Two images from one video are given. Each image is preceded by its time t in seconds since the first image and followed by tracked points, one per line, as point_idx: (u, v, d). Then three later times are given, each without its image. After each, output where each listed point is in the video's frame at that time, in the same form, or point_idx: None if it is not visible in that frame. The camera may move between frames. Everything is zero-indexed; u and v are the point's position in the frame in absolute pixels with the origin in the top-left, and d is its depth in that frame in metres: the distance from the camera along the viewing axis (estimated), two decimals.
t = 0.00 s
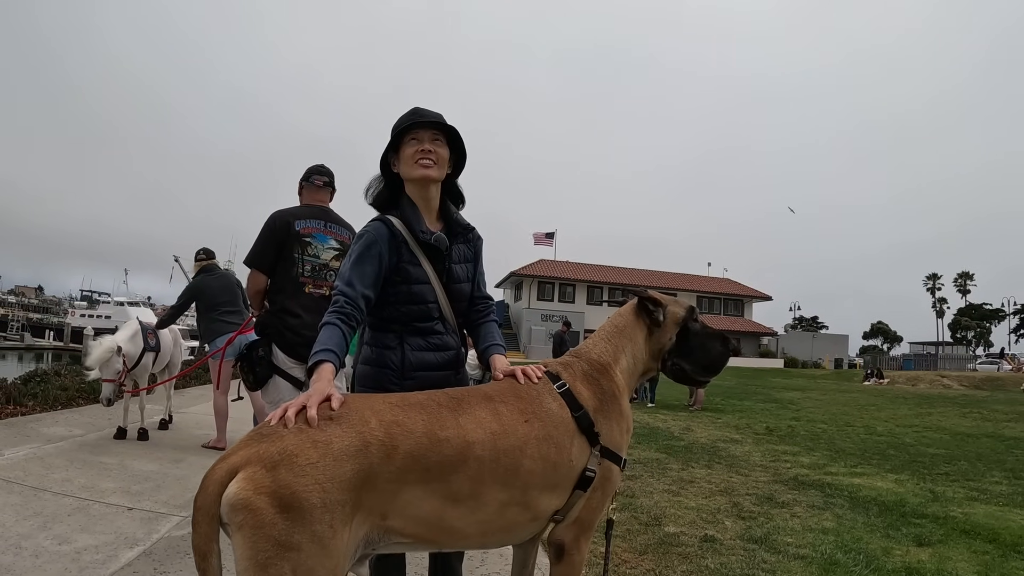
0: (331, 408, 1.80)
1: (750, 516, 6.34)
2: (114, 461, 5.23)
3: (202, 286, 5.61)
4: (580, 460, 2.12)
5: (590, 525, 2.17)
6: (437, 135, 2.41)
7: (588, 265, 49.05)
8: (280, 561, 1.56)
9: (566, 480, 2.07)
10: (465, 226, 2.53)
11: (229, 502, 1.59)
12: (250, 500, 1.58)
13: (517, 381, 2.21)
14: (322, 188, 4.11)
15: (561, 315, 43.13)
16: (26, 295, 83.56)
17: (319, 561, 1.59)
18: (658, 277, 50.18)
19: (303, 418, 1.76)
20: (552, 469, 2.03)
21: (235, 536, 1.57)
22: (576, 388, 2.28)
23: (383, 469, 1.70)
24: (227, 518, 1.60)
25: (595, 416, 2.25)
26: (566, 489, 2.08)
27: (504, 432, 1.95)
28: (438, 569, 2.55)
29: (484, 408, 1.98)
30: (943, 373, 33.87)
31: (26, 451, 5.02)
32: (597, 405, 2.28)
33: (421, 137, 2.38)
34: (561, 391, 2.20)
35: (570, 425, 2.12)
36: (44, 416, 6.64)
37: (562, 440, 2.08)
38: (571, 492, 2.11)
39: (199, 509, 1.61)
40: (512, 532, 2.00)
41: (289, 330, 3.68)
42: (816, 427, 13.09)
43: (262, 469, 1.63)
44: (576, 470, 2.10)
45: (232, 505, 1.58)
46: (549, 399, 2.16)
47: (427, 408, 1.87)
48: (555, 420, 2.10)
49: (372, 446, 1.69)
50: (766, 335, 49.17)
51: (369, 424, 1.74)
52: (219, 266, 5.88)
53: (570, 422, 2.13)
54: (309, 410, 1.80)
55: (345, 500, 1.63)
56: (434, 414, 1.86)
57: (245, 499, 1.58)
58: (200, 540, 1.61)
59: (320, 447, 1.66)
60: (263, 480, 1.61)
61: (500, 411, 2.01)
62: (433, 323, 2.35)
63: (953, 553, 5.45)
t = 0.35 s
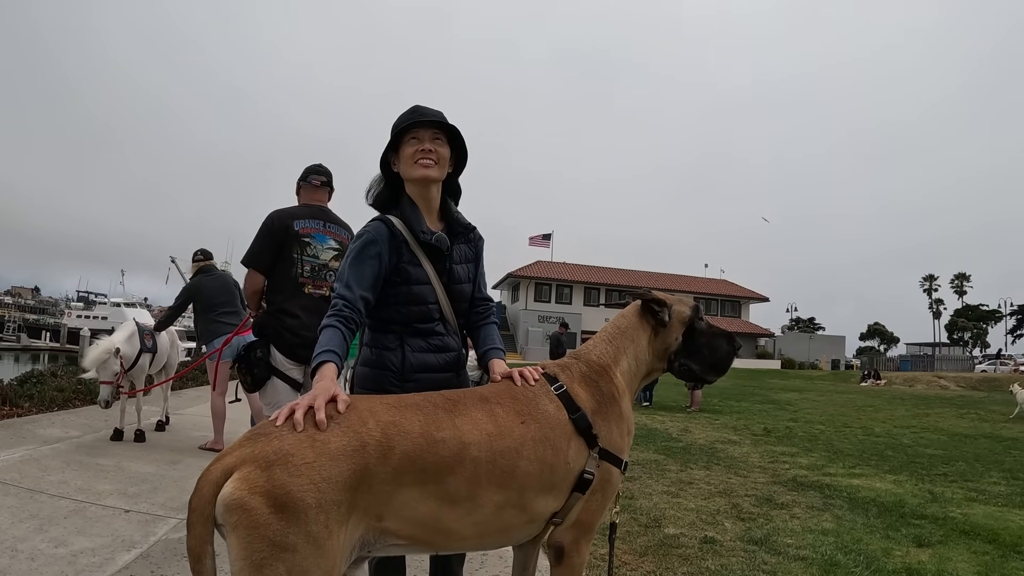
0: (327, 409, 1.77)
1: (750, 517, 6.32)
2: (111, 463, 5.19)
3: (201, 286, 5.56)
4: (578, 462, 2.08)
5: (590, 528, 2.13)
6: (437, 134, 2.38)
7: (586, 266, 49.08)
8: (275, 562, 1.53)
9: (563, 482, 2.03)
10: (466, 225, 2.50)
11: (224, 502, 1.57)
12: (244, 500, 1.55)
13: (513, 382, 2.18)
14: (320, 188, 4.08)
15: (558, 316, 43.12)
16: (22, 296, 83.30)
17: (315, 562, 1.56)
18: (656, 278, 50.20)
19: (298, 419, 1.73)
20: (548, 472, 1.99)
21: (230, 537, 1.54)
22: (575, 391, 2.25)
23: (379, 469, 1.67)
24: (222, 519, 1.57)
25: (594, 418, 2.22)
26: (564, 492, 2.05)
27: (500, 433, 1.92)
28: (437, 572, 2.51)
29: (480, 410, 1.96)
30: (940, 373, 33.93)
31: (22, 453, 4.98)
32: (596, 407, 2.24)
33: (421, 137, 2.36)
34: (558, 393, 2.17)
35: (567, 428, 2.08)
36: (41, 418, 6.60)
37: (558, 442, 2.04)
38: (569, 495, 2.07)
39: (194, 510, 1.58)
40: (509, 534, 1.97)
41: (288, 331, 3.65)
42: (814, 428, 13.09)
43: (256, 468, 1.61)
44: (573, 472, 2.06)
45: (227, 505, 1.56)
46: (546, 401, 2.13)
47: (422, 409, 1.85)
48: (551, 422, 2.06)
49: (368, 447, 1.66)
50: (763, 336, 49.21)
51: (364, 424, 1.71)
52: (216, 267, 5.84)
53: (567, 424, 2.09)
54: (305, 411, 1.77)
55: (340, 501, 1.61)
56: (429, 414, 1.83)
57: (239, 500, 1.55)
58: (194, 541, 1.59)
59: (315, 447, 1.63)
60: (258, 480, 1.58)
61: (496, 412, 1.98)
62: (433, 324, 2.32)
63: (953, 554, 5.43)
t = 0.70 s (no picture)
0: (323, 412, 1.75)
1: (748, 519, 6.31)
2: (107, 465, 5.16)
3: (199, 286, 5.53)
4: (575, 465, 2.06)
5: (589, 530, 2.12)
6: (437, 135, 2.37)
7: (583, 268, 49.12)
8: (275, 565, 1.52)
9: (561, 485, 2.02)
10: (465, 227, 2.48)
11: (222, 506, 1.55)
12: (243, 503, 1.54)
13: (510, 385, 2.16)
14: (317, 188, 4.06)
15: (556, 318, 43.09)
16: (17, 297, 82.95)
17: (314, 564, 1.55)
18: (653, 280, 50.24)
19: (296, 421, 1.72)
20: (546, 474, 1.98)
21: (229, 540, 1.53)
22: (572, 393, 2.23)
23: (378, 472, 1.65)
24: (220, 522, 1.56)
25: (592, 420, 2.20)
26: (562, 494, 2.03)
27: (498, 435, 1.91)
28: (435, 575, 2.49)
29: (478, 412, 1.94)
30: (936, 375, 33.99)
31: (18, 455, 4.95)
32: (594, 409, 2.23)
33: (420, 138, 2.35)
34: (555, 395, 2.15)
35: (565, 430, 2.07)
36: (37, 420, 6.56)
37: (556, 444, 2.03)
38: (568, 497, 2.05)
39: (191, 513, 1.56)
40: (507, 537, 1.95)
41: (284, 333, 3.62)
42: (812, 429, 13.10)
43: (254, 471, 1.59)
44: (571, 475, 2.04)
45: (226, 508, 1.54)
46: (543, 403, 2.12)
47: (419, 411, 1.83)
48: (548, 424, 2.05)
49: (367, 449, 1.65)
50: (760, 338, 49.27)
51: (362, 426, 1.70)
52: (214, 268, 5.82)
53: (564, 426, 2.07)
54: (303, 415, 1.75)
55: (340, 503, 1.59)
56: (427, 417, 1.81)
57: (238, 503, 1.54)
58: (192, 545, 1.57)
59: (313, 449, 1.62)
60: (257, 483, 1.57)
61: (493, 414, 1.97)
62: (433, 326, 2.30)
63: (952, 555, 5.43)
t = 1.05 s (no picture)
0: (318, 412, 1.76)
1: (744, 520, 6.32)
2: (103, 467, 5.15)
3: (197, 287, 5.53)
4: (569, 465, 2.07)
5: (584, 531, 2.12)
6: (435, 136, 2.38)
7: (580, 269, 49.17)
8: (270, 564, 1.52)
9: (555, 484, 2.03)
10: (463, 226, 2.49)
11: (217, 505, 1.55)
12: (237, 503, 1.54)
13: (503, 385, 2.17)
14: (312, 190, 4.07)
15: (553, 319, 43.10)
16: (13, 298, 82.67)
17: (309, 564, 1.55)
18: (650, 282, 50.30)
19: (291, 421, 1.72)
20: (540, 474, 1.98)
21: (224, 540, 1.53)
22: (565, 393, 2.24)
23: (372, 471, 1.66)
24: (215, 522, 1.56)
25: (584, 420, 2.21)
26: (556, 494, 2.04)
27: (493, 435, 1.91)
28: None
29: (472, 412, 1.95)
30: (932, 376, 34.07)
31: (14, 457, 4.94)
32: (586, 409, 2.24)
33: (419, 138, 2.36)
34: (548, 396, 2.16)
35: (558, 430, 2.08)
36: (33, 421, 6.55)
37: (550, 444, 2.03)
38: (562, 498, 2.06)
39: (186, 513, 1.57)
40: (502, 538, 1.96)
41: (278, 334, 3.62)
42: (808, 431, 13.13)
43: (249, 471, 1.59)
44: (565, 475, 2.05)
45: (220, 508, 1.54)
46: (536, 403, 2.12)
47: (413, 411, 1.84)
48: (542, 424, 2.06)
49: (361, 448, 1.65)
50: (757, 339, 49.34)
51: (357, 425, 1.70)
52: (213, 269, 5.82)
53: (557, 427, 2.08)
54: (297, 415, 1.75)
55: (334, 502, 1.59)
56: (421, 417, 1.82)
57: (233, 502, 1.54)
58: (186, 545, 1.57)
59: (308, 448, 1.62)
60: (252, 482, 1.57)
61: (487, 414, 1.98)
62: (428, 324, 2.30)
63: (947, 556, 5.44)
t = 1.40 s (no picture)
0: (312, 412, 1.77)
1: (743, 521, 6.33)
2: (101, 467, 5.15)
3: (198, 287, 5.53)
4: (562, 465, 2.07)
5: (578, 532, 2.13)
6: (430, 139, 2.39)
7: (579, 270, 49.21)
8: (263, 566, 1.53)
9: (549, 485, 2.03)
10: (458, 227, 2.49)
11: (210, 507, 1.56)
12: (230, 504, 1.54)
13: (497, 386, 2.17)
14: (309, 191, 4.08)
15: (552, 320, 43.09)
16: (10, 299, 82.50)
17: (302, 565, 1.56)
18: (649, 282, 50.34)
19: (284, 421, 1.72)
20: (534, 475, 1.99)
21: (217, 542, 1.53)
22: (558, 394, 2.25)
23: (366, 471, 1.66)
24: (208, 524, 1.56)
25: (578, 421, 2.22)
26: (550, 494, 2.04)
27: (486, 435, 1.92)
28: None
29: (466, 413, 1.95)
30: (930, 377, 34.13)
31: (12, 458, 4.94)
32: (580, 409, 2.25)
33: (415, 142, 2.37)
34: (541, 396, 2.16)
35: (551, 431, 2.08)
36: (30, 421, 6.54)
37: (543, 445, 2.04)
38: (555, 498, 2.06)
39: (179, 516, 1.57)
40: (496, 538, 1.96)
41: (273, 334, 3.62)
42: (806, 431, 13.15)
43: (242, 472, 1.60)
44: (559, 475, 2.06)
45: (213, 510, 1.55)
46: (529, 404, 2.13)
47: (408, 411, 1.84)
48: (535, 424, 2.06)
49: (354, 448, 1.66)
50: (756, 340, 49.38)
51: (350, 425, 1.71)
52: (216, 269, 5.81)
53: (550, 427, 2.08)
54: (294, 416, 1.76)
55: (328, 503, 1.60)
56: (415, 417, 1.82)
57: (225, 504, 1.55)
58: (180, 547, 1.58)
59: (302, 448, 1.63)
60: (245, 483, 1.57)
61: (481, 414, 1.98)
62: (423, 324, 2.30)
63: (945, 556, 5.45)
